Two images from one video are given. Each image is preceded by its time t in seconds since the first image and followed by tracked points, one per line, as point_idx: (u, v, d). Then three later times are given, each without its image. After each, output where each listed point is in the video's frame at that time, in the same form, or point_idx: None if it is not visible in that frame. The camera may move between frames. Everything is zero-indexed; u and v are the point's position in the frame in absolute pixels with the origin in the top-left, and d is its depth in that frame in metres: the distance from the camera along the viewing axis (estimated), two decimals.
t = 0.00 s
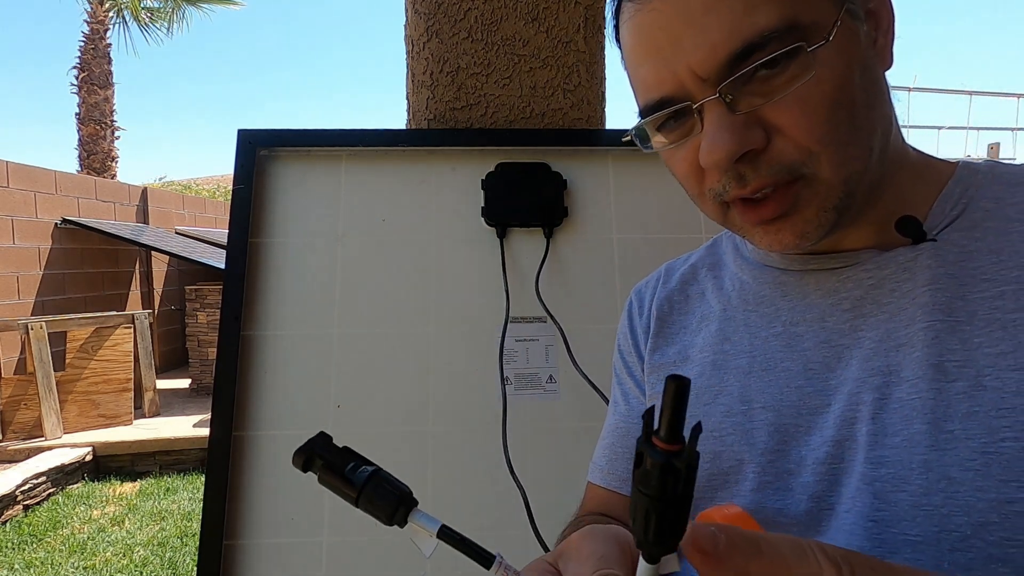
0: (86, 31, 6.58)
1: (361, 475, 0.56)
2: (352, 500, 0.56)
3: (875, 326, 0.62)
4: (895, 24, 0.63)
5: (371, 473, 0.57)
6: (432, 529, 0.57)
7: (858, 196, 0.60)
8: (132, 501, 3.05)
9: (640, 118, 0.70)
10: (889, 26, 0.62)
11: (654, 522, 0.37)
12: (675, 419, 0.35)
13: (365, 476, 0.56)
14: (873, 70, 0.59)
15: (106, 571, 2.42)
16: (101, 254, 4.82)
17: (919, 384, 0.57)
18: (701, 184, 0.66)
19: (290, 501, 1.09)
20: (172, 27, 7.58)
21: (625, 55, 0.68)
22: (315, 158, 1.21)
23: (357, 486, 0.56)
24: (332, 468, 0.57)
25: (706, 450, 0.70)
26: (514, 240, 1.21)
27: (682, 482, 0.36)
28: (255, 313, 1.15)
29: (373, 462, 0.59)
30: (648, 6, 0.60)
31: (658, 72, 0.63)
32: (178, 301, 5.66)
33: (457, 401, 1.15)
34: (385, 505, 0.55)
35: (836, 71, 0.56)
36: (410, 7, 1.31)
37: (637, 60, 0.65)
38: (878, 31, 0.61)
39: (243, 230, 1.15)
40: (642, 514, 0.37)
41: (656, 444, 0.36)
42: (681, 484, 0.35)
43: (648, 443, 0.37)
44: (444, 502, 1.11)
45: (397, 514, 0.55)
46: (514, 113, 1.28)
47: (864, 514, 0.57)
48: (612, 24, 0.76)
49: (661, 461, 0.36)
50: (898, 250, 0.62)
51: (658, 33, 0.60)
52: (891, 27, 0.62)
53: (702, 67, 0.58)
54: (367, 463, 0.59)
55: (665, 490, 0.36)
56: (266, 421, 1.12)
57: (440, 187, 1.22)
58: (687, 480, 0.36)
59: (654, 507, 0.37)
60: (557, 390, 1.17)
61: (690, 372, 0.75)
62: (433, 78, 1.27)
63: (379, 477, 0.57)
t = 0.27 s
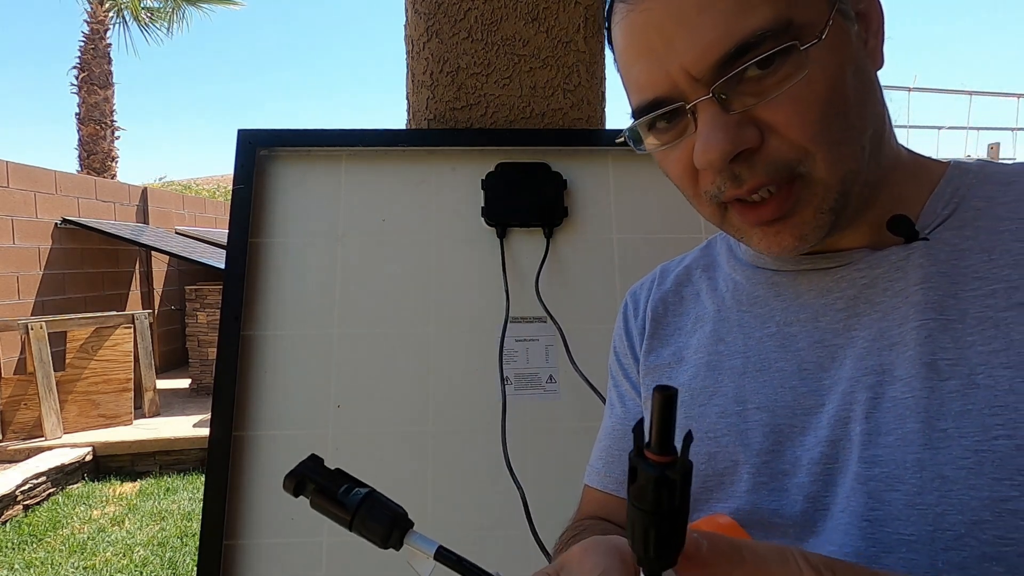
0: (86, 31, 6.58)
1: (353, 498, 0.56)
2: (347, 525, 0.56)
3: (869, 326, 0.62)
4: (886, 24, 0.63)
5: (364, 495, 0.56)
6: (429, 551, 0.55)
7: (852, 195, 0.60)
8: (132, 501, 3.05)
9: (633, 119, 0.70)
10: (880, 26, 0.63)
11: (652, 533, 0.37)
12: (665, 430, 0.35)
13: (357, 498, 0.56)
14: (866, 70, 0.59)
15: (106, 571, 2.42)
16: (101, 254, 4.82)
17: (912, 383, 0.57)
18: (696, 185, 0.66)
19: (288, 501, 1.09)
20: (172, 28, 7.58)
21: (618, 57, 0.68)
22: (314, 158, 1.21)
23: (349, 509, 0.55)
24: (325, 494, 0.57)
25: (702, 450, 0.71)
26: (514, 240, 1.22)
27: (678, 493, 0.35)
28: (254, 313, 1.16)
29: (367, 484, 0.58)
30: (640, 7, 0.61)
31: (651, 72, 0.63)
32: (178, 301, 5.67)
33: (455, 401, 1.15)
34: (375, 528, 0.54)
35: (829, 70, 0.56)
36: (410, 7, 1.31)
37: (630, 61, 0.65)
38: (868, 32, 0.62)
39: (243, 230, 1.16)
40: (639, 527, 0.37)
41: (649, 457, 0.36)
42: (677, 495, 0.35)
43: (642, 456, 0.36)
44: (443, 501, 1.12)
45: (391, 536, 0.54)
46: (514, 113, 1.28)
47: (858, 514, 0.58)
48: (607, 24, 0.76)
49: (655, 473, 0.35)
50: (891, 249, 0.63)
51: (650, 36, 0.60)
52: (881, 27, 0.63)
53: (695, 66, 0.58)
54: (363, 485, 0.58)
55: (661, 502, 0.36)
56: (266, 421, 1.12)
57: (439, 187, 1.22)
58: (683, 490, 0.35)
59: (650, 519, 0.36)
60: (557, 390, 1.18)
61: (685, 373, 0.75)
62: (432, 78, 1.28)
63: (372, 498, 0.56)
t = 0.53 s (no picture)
0: (86, 31, 6.59)
1: (342, 507, 0.56)
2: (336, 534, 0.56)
3: (861, 326, 0.62)
4: (876, 26, 0.63)
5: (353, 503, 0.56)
6: (418, 560, 0.55)
7: (842, 197, 0.61)
8: (132, 501, 3.05)
9: (624, 123, 0.71)
10: (869, 28, 0.63)
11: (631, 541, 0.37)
12: (640, 440, 0.35)
13: (346, 507, 0.56)
14: (854, 73, 0.59)
15: (106, 571, 2.42)
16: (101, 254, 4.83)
17: (903, 383, 0.57)
18: (686, 189, 0.66)
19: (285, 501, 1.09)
20: (172, 28, 7.58)
21: (607, 62, 0.68)
22: (314, 158, 1.22)
23: (338, 518, 0.55)
24: (314, 501, 0.57)
25: (696, 452, 0.71)
26: (514, 241, 1.22)
27: (653, 503, 0.35)
28: (255, 313, 1.16)
29: (356, 493, 0.58)
30: (629, 14, 0.61)
31: (641, 79, 0.63)
32: (178, 301, 5.67)
33: (451, 401, 1.15)
34: (366, 537, 0.54)
35: (816, 75, 0.56)
36: (410, 6, 1.31)
37: (620, 68, 0.65)
38: (857, 35, 0.62)
39: (243, 230, 1.16)
40: (620, 535, 0.37)
41: (624, 467, 0.36)
42: (652, 505, 0.35)
43: (616, 466, 0.36)
44: (440, 501, 1.12)
45: (379, 546, 0.54)
46: (514, 113, 1.28)
47: (850, 514, 0.58)
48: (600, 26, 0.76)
49: (631, 484, 0.35)
50: (883, 249, 0.63)
51: (640, 40, 0.60)
52: (870, 30, 0.63)
53: (684, 74, 0.59)
54: (351, 494, 0.58)
55: (638, 512, 0.36)
56: (265, 421, 1.12)
57: (440, 187, 1.22)
58: (659, 500, 0.35)
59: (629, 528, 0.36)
60: (558, 390, 1.18)
61: (679, 374, 0.76)
62: (432, 78, 1.28)
63: (360, 508, 0.56)
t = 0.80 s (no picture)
0: (86, 31, 6.60)
1: (334, 510, 0.57)
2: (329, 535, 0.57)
3: (851, 326, 0.63)
4: (864, 28, 0.64)
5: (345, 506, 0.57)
6: (410, 560, 0.56)
7: (831, 199, 0.62)
8: (132, 501, 3.06)
9: (618, 126, 0.72)
10: (858, 31, 0.64)
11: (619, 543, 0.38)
12: (628, 442, 0.36)
13: (338, 510, 0.57)
14: (842, 76, 0.60)
15: (106, 571, 2.43)
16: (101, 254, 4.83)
17: (892, 382, 0.58)
18: (677, 192, 0.67)
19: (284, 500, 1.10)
20: (172, 28, 7.59)
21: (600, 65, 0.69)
22: (314, 158, 1.23)
23: (332, 520, 0.56)
24: (308, 503, 0.58)
25: (689, 451, 0.72)
26: (514, 240, 1.23)
27: (641, 504, 0.36)
28: (254, 312, 1.17)
29: (350, 496, 0.59)
30: (621, 19, 0.62)
31: (632, 82, 0.64)
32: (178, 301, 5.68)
33: (449, 401, 1.16)
34: (357, 539, 0.55)
35: (804, 78, 0.57)
36: (410, 7, 1.32)
37: (611, 72, 0.66)
38: (847, 38, 0.63)
39: (243, 230, 1.17)
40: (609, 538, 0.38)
41: (612, 470, 0.37)
42: (640, 506, 0.36)
43: (605, 468, 0.37)
44: (438, 500, 1.13)
45: (371, 549, 0.55)
46: (514, 113, 1.29)
47: (840, 511, 0.59)
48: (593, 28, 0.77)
49: (619, 485, 0.36)
50: (873, 250, 0.64)
51: (632, 45, 0.61)
52: (859, 33, 0.64)
53: (673, 77, 0.60)
54: (344, 497, 0.59)
55: (626, 514, 0.37)
56: (265, 421, 1.13)
57: (440, 187, 1.23)
58: (647, 502, 0.37)
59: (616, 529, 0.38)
60: (558, 390, 1.19)
61: (673, 374, 0.77)
62: (433, 78, 1.29)
63: (353, 511, 0.57)
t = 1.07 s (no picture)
0: (86, 31, 6.60)
1: (335, 511, 0.57)
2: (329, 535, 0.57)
3: (846, 326, 0.64)
4: (858, 30, 0.64)
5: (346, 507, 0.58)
6: (410, 561, 0.57)
7: (824, 200, 0.62)
8: (132, 501, 3.07)
9: (615, 126, 0.72)
10: (853, 33, 0.64)
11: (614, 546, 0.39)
12: (624, 449, 0.36)
13: (338, 512, 0.57)
14: (835, 78, 0.61)
15: (106, 571, 2.44)
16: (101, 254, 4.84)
17: (885, 382, 0.59)
18: (672, 192, 0.68)
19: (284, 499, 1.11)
20: (172, 28, 7.59)
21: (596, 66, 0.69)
22: (314, 158, 1.23)
23: (331, 521, 0.57)
24: (308, 503, 0.59)
25: (685, 450, 0.73)
26: (514, 240, 1.23)
27: (635, 508, 0.37)
28: (254, 312, 1.17)
29: (349, 498, 0.59)
30: (617, 20, 0.63)
31: (627, 82, 0.65)
32: (178, 301, 5.69)
33: (448, 401, 1.17)
34: (358, 540, 0.56)
35: (797, 80, 0.58)
36: (410, 7, 1.33)
37: (608, 73, 0.67)
38: (841, 39, 0.63)
39: (243, 230, 1.17)
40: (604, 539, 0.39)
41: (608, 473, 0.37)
42: (635, 511, 0.37)
43: (601, 471, 0.38)
44: (437, 499, 1.13)
45: (372, 550, 0.56)
46: (514, 113, 1.30)
47: (833, 510, 0.59)
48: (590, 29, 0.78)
49: (614, 490, 0.37)
50: (868, 251, 0.65)
51: (629, 46, 0.62)
52: (854, 34, 0.64)
53: (668, 79, 0.60)
54: (343, 499, 0.60)
55: (621, 518, 0.37)
56: (264, 420, 1.14)
57: (439, 187, 1.24)
58: (642, 505, 0.37)
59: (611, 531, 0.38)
60: (557, 390, 1.20)
61: (669, 373, 0.77)
62: (432, 78, 1.29)
63: (354, 513, 0.57)
